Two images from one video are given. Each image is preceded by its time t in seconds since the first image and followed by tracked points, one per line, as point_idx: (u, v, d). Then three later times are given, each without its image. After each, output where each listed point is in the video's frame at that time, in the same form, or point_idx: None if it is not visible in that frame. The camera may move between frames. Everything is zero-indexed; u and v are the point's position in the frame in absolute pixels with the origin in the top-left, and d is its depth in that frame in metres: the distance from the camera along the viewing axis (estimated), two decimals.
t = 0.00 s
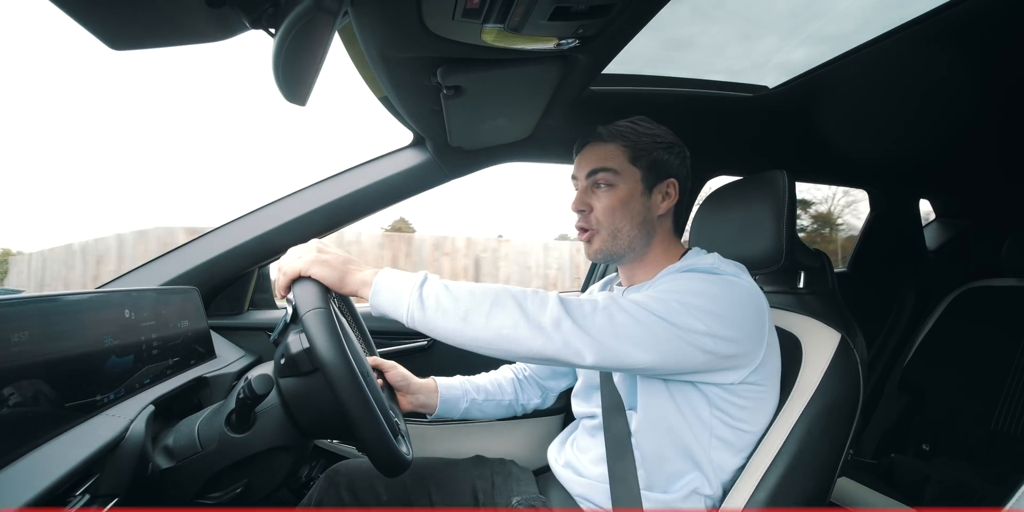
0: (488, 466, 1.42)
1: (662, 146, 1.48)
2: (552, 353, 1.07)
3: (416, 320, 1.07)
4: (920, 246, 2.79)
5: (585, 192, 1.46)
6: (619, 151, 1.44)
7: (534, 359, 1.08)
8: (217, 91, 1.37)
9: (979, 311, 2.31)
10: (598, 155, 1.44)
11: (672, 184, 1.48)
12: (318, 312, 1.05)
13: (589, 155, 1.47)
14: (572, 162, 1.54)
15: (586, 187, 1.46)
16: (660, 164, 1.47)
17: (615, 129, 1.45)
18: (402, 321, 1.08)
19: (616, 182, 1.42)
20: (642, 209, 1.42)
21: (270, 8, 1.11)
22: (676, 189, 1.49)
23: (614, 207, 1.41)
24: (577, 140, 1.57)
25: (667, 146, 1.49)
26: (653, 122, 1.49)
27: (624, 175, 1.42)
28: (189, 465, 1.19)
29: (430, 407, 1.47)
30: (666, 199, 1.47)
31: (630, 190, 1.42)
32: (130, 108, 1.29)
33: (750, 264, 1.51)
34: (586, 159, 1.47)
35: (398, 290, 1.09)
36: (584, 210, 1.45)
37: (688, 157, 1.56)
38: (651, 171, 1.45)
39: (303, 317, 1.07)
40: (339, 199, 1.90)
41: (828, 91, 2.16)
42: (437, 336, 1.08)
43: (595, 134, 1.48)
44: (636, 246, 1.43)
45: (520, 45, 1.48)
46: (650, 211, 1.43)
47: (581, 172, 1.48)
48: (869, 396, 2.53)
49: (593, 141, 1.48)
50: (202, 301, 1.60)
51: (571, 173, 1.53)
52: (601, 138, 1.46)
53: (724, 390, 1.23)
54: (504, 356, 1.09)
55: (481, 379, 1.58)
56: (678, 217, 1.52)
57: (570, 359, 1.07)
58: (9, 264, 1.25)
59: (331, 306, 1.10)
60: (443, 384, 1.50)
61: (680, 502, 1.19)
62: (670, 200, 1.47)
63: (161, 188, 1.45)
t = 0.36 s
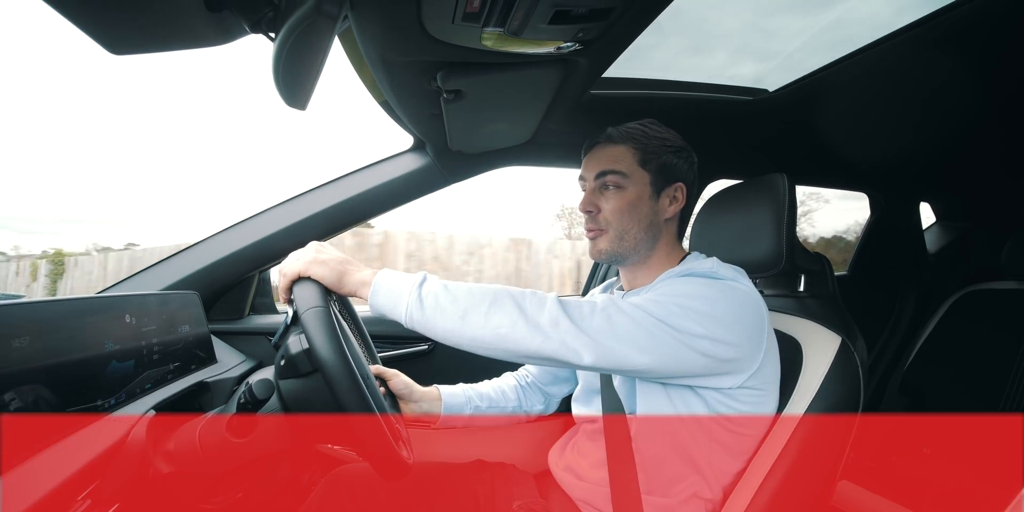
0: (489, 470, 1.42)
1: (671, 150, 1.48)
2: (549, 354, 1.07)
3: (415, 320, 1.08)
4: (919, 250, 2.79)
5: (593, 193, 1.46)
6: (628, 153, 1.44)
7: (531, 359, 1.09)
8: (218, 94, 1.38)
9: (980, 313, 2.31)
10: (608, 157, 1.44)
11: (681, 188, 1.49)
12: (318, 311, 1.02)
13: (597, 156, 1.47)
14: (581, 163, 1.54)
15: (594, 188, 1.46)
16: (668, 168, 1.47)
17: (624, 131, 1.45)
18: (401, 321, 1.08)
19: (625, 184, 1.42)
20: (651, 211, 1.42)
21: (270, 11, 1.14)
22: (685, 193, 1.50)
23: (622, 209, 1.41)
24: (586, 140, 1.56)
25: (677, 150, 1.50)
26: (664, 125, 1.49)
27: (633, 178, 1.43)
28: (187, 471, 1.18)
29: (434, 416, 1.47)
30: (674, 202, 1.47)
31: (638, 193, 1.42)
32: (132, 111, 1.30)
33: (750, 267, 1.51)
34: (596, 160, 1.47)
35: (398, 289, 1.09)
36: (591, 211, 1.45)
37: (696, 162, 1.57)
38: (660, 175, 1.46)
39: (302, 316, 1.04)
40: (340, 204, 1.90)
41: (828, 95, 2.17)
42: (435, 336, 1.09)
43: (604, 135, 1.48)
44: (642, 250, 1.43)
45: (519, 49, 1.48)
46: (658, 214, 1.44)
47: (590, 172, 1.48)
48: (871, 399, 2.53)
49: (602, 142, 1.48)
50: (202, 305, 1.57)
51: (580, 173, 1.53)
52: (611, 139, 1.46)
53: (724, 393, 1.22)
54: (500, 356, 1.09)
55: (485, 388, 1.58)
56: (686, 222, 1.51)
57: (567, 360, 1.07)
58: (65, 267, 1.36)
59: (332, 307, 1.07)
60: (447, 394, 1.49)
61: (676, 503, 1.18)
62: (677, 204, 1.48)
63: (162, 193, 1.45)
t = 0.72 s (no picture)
0: (489, 470, 1.42)
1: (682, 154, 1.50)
2: (541, 357, 1.07)
3: (411, 318, 1.07)
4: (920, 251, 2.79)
5: (614, 192, 1.42)
6: (653, 153, 1.43)
7: (523, 361, 1.08)
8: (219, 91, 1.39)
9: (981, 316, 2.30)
10: (633, 156, 1.41)
11: (689, 192, 1.53)
12: (316, 301, 1.02)
13: (619, 154, 1.42)
14: (592, 159, 1.48)
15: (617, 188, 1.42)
16: (681, 171, 1.50)
17: (648, 130, 1.43)
18: (397, 318, 1.08)
19: (650, 185, 1.42)
20: (670, 215, 1.44)
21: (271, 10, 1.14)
22: (691, 197, 1.54)
23: (649, 210, 1.40)
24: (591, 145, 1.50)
25: (684, 154, 1.53)
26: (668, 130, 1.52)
27: (658, 179, 1.42)
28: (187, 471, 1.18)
29: (439, 422, 1.47)
30: (684, 206, 1.51)
31: (662, 195, 1.42)
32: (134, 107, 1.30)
33: (750, 268, 1.51)
34: (617, 157, 1.42)
35: (395, 288, 1.08)
36: (614, 212, 1.41)
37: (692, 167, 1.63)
38: (676, 179, 1.48)
39: (301, 307, 1.03)
40: (341, 203, 1.90)
41: (830, 96, 2.17)
42: (430, 334, 1.08)
43: (623, 132, 1.43)
44: (663, 252, 1.44)
45: (521, 49, 1.48)
46: (674, 217, 1.46)
47: (611, 170, 1.43)
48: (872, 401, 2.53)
49: (624, 139, 1.43)
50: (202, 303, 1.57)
51: (592, 170, 1.47)
52: (634, 136, 1.42)
53: (721, 394, 1.21)
54: (494, 357, 1.09)
55: (489, 394, 1.56)
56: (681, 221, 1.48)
57: (559, 362, 1.07)
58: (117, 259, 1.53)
59: (331, 300, 1.07)
60: (451, 400, 1.49)
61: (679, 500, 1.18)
62: (685, 207, 1.52)
63: (163, 190, 1.45)
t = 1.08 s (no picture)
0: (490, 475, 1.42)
1: (673, 156, 1.49)
2: (540, 366, 1.07)
3: (410, 327, 1.08)
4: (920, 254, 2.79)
5: (604, 201, 1.40)
6: (642, 159, 1.41)
7: (523, 370, 1.08)
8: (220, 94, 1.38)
9: (982, 318, 2.30)
10: (621, 163, 1.40)
11: (683, 195, 1.50)
12: (317, 304, 1.02)
13: (607, 162, 1.41)
14: (581, 169, 1.47)
15: (606, 196, 1.40)
16: (673, 174, 1.48)
17: (635, 135, 1.42)
18: (396, 327, 1.08)
19: (640, 191, 1.40)
20: (662, 220, 1.42)
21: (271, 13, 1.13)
22: (686, 199, 1.51)
23: (641, 217, 1.38)
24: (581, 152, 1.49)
25: (677, 156, 1.51)
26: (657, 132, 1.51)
27: (648, 185, 1.41)
28: (188, 476, 1.19)
29: (439, 426, 1.45)
30: (678, 208, 1.49)
31: (654, 200, 1.41)
32: (133, 109, 1.30)
33: (750, 271, 1.52)
34: (605, 165, 1.41)
35: (392, 297, 1.08)
36: (605, 221, 1.39)
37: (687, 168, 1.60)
38: (668, 182, 1.46)
39: (302, 310, 1.03)
40: (341, 206, 1.90)
41: (829, 99, 2.17)
42: (429, 343, 1.09)
43: (610, 140, 1.42)
44: (658, 257, 1.43)
45: (521, 52, 1.48)
46: (668, 220, 1.44)
47: (599, 178, 1.42)
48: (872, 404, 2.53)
49: (611, 147, 1.41)
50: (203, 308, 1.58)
51: (581, 180, 1.46)
52: (621, 143, 1.41)
53: (722, 401, 1.20)
54: (494, 367, 1.09)
55: (489, 395, 1.57)
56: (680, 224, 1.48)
57: (559, 373, 1.07)
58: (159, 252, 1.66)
59: (332, 305, 1.07)
60: (451, 404, 1.48)
61: (675, 504, 1.19)
62: (680, 210, 1.50)
63: (163, 193, 1.46)
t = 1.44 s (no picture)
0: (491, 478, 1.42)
1: (658, 157, 1.41)
2: (539, 363, 1.07)
3: (408, 323, 1.06)
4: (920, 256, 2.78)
5: (579, 208, 1.40)
6: (612, 165, 1.38)
7: (523, 367, 1.08)
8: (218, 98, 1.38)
9: (983, 320, 2.30)
10: (593, 170, 1.39)
11: (669, 196, 1.42)
12: (318, 308, 1.02)
13: (582, 170, 1.41)
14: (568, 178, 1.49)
15: (580, 201, 1.40)
16: (655, 176, 1.40)
17: (608, 141, 1.40)
18: (394, 323, 1.07)
19: (611, 196, 1.36)
20: (638, 223, 1.37)
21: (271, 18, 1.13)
22: (674, 200, 1.43)
23: (608, 222, 1.35)
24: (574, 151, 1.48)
25: (665, 155, 1.43)
26: (650, 131, 1.43)
27: (617, 189, 1.37)
28: (189, 479, 1.19)
29: (440, 433, 1.39)
30: (663, 210, 1.41)
31: (623, 205, 1.36)
32: (133, 111, 1.30)
33: (750, 274, 1.52)
34: (580, 173, 1.41)
35: (392, 293, 1.08)
36: (578, 224, 1.40)
37: (687, 165, 1.48)
38: (647, 184, 1.39)
39: (301, 313, 1.03)
40: (341, 210, 1.90)
41: (829, 101, 2.18)
42: (428, 340, 1.08)
43: (588, 146, 1.43)
44: (633, 260, 1.39)
45: (521, 56, 1.49)
46: (645, 224, 1.38)
47: (575, 186, 1.42)
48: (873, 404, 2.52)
49: (588, 155, 1.42)
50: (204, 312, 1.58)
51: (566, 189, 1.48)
52: (597, 150, 1.41)
53: (721, 405, 1.20)
54: (493, 363, 1.09)
55: (491, 400, 1.53)
56: (681, 228, 1.46)
57: (559, 369, 1.07)
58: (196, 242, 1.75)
59: (332, 307, 1.07)
60: (454, 410, 1.43)
61: (678, 505, 1.19)
62: (666, 212, 1.41)
63: (165, 198, 1.46)
